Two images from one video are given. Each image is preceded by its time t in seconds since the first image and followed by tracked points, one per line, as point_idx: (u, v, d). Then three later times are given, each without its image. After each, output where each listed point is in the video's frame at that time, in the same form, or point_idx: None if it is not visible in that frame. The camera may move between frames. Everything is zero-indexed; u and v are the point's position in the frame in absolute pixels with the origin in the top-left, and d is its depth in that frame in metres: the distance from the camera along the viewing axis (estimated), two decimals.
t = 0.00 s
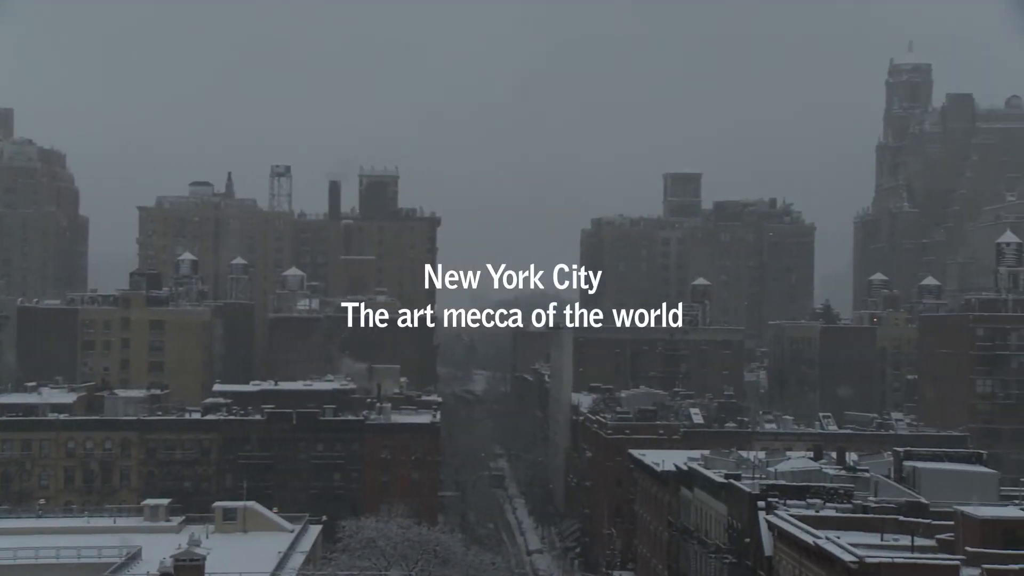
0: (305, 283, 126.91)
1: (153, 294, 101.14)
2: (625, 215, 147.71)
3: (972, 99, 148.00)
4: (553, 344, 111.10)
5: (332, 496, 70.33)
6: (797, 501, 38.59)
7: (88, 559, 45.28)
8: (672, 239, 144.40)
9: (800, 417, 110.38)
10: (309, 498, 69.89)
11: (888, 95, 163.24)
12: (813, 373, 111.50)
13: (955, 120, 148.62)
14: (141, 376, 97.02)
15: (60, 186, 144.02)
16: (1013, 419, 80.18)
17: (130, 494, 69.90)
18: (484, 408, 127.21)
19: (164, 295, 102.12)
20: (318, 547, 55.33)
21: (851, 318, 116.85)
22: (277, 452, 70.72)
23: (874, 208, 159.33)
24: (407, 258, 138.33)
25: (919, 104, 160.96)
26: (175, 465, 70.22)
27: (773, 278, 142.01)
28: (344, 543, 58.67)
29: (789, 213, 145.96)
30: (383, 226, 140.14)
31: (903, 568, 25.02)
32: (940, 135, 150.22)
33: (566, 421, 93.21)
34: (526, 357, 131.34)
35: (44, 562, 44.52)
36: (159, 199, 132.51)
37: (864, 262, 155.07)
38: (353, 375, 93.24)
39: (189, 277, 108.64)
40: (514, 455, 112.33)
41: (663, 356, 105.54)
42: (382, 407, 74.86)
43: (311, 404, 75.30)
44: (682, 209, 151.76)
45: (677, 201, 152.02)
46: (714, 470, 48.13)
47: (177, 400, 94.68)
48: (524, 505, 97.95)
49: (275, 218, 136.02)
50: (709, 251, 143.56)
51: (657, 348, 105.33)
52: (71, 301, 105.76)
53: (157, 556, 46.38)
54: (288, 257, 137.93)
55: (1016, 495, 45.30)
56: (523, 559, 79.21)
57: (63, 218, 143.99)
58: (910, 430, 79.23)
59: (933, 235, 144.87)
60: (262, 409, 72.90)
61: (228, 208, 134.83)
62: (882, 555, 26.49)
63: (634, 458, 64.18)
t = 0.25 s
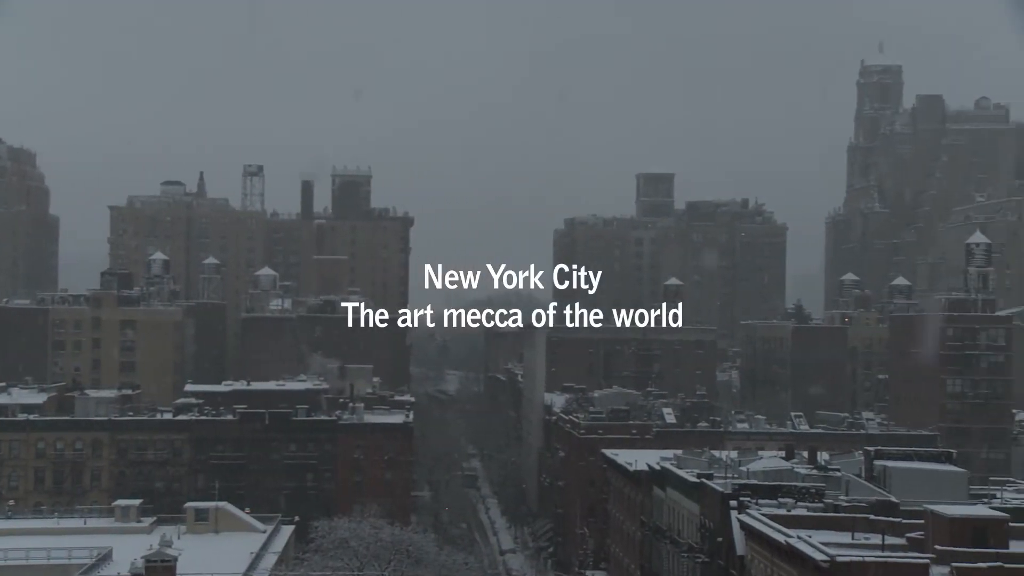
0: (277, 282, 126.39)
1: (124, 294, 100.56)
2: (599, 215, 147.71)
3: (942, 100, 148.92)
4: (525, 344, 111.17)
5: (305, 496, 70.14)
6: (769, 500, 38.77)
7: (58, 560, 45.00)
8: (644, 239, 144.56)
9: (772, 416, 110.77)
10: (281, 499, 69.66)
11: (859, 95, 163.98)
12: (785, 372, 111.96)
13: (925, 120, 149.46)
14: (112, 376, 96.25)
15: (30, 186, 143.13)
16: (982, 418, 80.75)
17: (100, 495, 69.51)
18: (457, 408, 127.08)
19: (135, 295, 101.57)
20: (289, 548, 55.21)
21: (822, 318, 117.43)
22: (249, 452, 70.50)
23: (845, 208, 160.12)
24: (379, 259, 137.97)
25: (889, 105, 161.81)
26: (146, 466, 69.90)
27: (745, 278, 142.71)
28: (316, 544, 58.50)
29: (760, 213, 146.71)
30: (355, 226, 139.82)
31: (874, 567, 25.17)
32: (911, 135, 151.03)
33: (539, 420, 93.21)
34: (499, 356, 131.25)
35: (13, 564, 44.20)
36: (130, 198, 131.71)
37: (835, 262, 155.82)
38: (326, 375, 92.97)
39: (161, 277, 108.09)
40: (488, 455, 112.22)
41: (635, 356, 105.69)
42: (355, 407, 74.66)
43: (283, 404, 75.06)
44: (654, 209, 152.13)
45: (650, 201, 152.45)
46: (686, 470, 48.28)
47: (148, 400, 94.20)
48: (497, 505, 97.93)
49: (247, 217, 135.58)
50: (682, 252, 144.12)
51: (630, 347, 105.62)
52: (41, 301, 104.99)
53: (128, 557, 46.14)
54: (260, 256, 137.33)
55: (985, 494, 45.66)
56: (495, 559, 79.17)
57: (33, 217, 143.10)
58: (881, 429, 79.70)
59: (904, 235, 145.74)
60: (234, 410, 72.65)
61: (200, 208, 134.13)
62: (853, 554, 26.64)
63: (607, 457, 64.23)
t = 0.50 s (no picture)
0: (250, 282, 125.87)
1: (95, 293, 99.94)
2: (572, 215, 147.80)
3: (914, 101, 149.89)
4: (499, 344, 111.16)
5: (278, 497, 69.91)
6: (742, 500, 38.90)
7: (29, 562, 44.69)
8: (618, 240, 144.59)
9: (746, 416, 111.07)
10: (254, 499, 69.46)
11: (831, 96, 164.74)
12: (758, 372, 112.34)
13: (897, 121, 150.35)
14: (83, 376, 95.78)
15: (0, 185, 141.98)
16: (952, 417, 81.28)
17: (71, 496, 69.10)
18: (431, 407, 126.97)
19: (107, 295, 100.97)
20: (263, 549, 55.08)
21: (794, 318, 117.96)
22: (221, 452, 70.25)
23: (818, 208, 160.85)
24: (353, 259, 137.70)
25: (861, 106, 162.65)
26: (117, 466, 69.54)
27: (718, 278, 143.38)
28: (289, 544, 58.31)
29: (733, 214, 147.12)
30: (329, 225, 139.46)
31: (845, 566, 25.28)
32: (883, 137, 151.99)
33: (513, 420, 93.21)
34: (473, 356, 131.18)
35: None
36: (102, 197, 130.87)
37: (808, 262, 156.52)
38: (299, 375, 92.69)
39: (133, 276, 107.47)
40: (462, 455, 112.10)
41: (609, 356, 105.80)
42: (329, 407, 74.51)
43: (257, 404, 74.83)
44: (628, 209, 152.45)
45: (624, 201, 152.74)
46: (659, 470, 48.44)
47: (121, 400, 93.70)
48: (471, 505, 97.82)
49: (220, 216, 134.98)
50: (655, 251, 144.39)
51: (604, 347, 105.81)
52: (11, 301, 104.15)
53: (100, 558, 45.90)
54: (234, 255, 136.79)
55: (955, 493, 45.95)
56: (469, 559, 79.15)
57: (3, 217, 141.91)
58: (853, 428, 80.09)
59: (876, 235, 146.59)
60: (207, 410, 72.38)
61: (172, 207, 133.47)
62: (825, 553, 26.74)
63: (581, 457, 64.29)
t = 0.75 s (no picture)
0: (223, 282, 125.30)
1: (67, 293, 99.28)
2: (546, 215, 147.77)
3: (886, 102, 150.41)
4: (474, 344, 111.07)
5: (252, 497, 69.67)
6: (715, 499, 39.04)
7: None
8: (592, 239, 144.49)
9: (719, 416, 111.34)
10: (228, 499, 69.20)
11: (803, 97, 165.41)
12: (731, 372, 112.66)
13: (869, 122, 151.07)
14: (55, 376, 95.12)
15: None
16: (923, 417, 81.75)
17: (43, 497, 68.64)
18: (405, 407, 126.75)
19: (79, 294, 100.31)
20: (236, 549, 54.90)
21: (767, 318, 118.43)
22: (195, 453, 69.95)
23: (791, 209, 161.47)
24: (327, 259, 137.41)
25: (834, 107, 163.36)
26: (90, 467, 69.15)
27: (690, 277, 144.05)
28: (263, 544, 58.09)
29: (707, 214, 147.50)
30: (302, 225, 139.11)
31: (818, 565, 25.39)
32: (854, 137, 151.95)
33: (487, 420, 93.13)
34: (446, 356, 131.01)
35: None
36: (74, 196, 129.92)
37: (782, 262, 157.07)
38: (273, 375, 92.32)
39: (106, 276, 106.81)
40: (436, 455, 111.89)
41: (583, 356, 105.84)
42: (302, 407, 74.26)
43: (230, 405, 74.53)
44: (602, 209, 152.64)
45: (598, 201, 152.90)
46: (634, 469, 48.53)
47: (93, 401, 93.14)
48: (445, 505, 97.65)
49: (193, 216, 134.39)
50: (629, 251, 144.53)
51: (578, 346, 105.89)
52: None
53: (72, 559, 45.63)
54: (207, 255, 136.16)
55: (926, 492, 46.22)
56: (443, 559, 79.05)
57: None
58: (825, 428, 80.43)
59: (848, 235, 147.32)
60: (180, 410, 72.06)
61: (145, 206, 132.74)
62: (797, 552, 26.87)
63: (555, 456, 64.28)
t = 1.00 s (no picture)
0: (197, 281, 124.78)
1: (40, 292, 98.64)
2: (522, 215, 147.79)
3: (859, 103, 151.00)
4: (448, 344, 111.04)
5: (225, 497, 69.44)
6: (689, 498, 39.17)
7: None
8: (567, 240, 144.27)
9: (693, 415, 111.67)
10: (201, 500, 69.03)
11: (777, 98, 166.08)
12: (705, 371, 113.06)
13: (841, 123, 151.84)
14: (27, 376, 94.30)
15: None
16: (896, 416, 82.22)
17: (15, 497, 68.26)
18: (380, 407, 126.65)
19: (51, 294, 99.70)
20: (210, 550, 54.79)
21: (741, 318, 118.88)
22: (168, 453, 69.73)
23: (765, 209, 162.13)
24: (301, 259, 137.12)
25: (807, 107, 164.07)
26: (62, 468, 68.77)
27: (664, 277, 144.55)
28: (236, 545, 57.91)
29: (681, 214, 147.85)
30: (277, 224, 138.64)
31: (789, 564, 25.42)
32: (827, 137, 152.16)
33: (462, 420, 93.12)
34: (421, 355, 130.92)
35: None
36: (46, 195, 128.90)
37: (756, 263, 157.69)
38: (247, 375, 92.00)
39: (79, 276, 106.17)
40: (411, 455, 111.78)
41: (557, 356, 105.92)
42: (277, 407, 74.11)
43: (204, 405, 74.31)
44: (577, 209, 152.82)
45: (572, 201, 153.05)
46: (608, 469, 48.70)
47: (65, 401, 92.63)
48: (419, 505, 97.57)
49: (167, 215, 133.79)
50: (603, 251, 144.69)
51: (553, 346, 105.97)
52: None
53: (44, 560, 45.43)
54: (181, 254, 135.56)
55: (898, 491, 46.50)
56: (417, 559, 79.01)
57: None
58: (799, 427, 80.78)
59: (821, 235, 148.09)
60: (153, 411, 71.82)
61: (118, 206, 132.01)
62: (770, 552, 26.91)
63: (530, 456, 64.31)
